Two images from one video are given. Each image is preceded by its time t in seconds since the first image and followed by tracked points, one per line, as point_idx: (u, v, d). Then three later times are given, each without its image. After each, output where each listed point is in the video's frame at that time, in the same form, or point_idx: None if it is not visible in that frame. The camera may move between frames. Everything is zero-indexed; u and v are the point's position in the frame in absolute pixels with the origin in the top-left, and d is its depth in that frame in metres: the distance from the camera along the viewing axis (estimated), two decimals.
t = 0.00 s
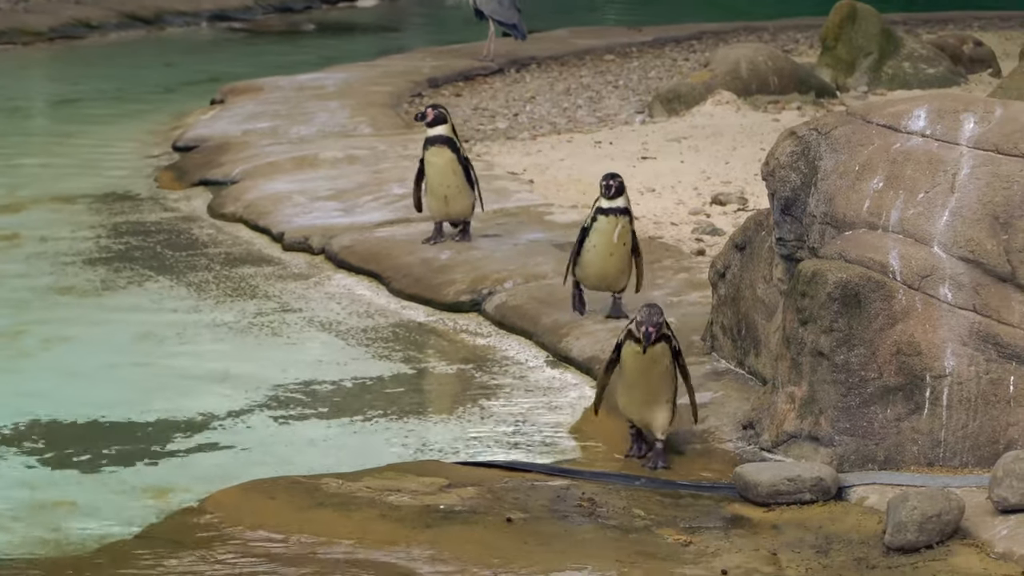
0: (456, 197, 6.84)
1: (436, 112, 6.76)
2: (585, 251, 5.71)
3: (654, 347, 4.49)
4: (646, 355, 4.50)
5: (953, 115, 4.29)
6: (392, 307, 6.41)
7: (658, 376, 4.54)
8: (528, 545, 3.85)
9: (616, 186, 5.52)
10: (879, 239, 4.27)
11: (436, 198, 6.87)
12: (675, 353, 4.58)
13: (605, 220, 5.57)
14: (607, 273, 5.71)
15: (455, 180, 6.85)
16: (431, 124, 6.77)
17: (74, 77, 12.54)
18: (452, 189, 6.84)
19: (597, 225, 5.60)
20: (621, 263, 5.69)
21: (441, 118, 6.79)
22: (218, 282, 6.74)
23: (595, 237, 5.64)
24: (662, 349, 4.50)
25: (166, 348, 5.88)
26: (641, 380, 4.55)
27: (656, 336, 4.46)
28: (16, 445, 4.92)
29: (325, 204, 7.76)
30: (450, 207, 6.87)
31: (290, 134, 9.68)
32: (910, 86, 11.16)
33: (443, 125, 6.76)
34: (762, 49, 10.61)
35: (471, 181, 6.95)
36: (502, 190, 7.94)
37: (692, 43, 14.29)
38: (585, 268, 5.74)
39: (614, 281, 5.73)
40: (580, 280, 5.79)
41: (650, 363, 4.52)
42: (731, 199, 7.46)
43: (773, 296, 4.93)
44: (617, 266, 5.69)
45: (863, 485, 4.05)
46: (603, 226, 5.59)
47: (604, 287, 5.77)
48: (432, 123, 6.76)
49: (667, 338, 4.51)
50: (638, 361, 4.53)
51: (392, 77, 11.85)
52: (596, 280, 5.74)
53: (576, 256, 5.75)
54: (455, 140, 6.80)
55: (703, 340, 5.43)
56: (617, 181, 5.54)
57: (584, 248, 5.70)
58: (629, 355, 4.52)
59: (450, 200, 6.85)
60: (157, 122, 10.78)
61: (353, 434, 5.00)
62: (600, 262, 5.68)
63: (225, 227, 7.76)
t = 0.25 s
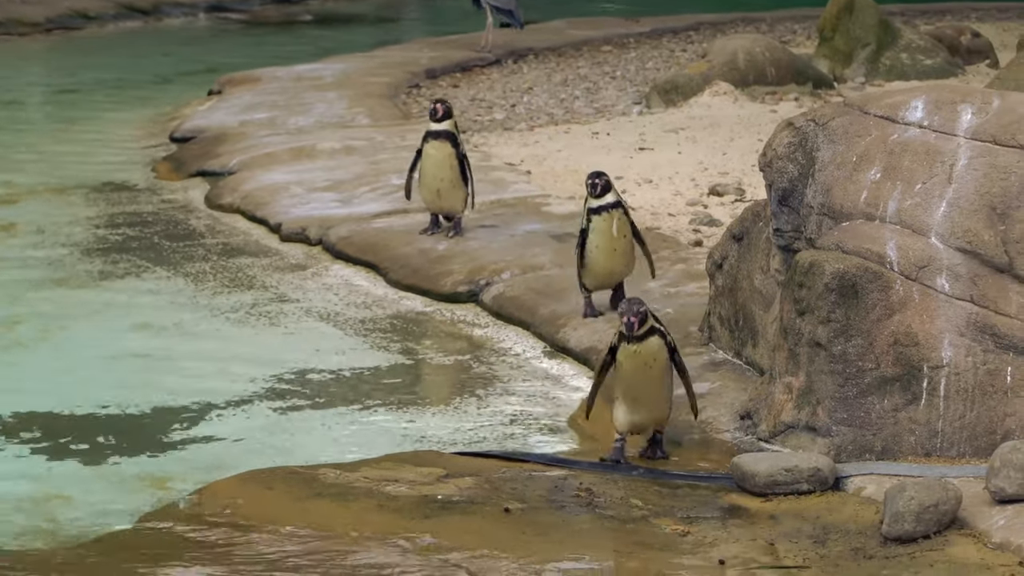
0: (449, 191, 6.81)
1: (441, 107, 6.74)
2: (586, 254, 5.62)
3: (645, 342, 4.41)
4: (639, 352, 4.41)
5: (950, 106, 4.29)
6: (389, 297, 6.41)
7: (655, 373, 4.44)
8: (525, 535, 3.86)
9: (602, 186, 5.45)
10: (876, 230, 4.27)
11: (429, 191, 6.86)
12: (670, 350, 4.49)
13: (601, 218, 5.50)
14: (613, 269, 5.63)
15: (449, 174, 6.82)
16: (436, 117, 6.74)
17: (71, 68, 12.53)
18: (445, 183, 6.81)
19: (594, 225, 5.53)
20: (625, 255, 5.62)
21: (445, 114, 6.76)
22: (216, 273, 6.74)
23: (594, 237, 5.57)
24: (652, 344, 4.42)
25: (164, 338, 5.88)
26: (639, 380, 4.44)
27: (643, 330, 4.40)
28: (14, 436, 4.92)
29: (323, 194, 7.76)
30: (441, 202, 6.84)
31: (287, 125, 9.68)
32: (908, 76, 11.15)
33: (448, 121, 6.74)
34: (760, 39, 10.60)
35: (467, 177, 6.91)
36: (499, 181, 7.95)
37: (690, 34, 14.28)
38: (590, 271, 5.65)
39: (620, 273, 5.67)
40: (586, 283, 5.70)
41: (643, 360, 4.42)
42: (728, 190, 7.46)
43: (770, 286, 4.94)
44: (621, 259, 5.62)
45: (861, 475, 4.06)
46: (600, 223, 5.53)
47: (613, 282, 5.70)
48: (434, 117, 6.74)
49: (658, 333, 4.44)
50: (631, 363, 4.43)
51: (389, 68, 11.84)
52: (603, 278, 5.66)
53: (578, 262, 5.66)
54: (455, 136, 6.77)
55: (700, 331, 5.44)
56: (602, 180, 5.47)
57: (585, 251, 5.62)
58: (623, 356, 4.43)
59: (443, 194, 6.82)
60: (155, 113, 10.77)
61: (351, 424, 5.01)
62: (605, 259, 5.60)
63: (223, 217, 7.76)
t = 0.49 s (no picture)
0: (454, 174, 6.75)
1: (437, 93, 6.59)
2: (590, 234, 5.52)
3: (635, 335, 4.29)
4: (627, 344, 4.29)
5: (946, 87, 4.28)
6: (385, 278, 6.40)
7: (639, 367, 4.32)
8: (520, 516, 3.85)
9: (623, 169, 5.30)
10: (871, 211, 4.26)
11: (435, 176, 6.74)
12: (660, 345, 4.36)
13: (609, 203, 5.38)
14: (610, 258, 5.51)
15: (454, 158, 6.76)
16: (434, 105, 6.60)
17: (66, 49, 12.49)
18: (451, 167, 6.75)
19: (601, 208, 5.42)
20: (625, 248, 5.48)
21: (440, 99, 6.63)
22: (211, 254, 6.72)
23: (599, 220, 5.45)
24: (643, 338, 4.29)
25: (158, 319, 5.87)
26: (622, 371, 4.33)
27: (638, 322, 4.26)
28: (8, 417, 4.91)
29: (318, 175, 7.74)
30: (447, 186, 6.77)
31: (283, 106, 9.65)
32: (903, 57, 11.12)
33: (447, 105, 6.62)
34: (756, 20, 10.58)
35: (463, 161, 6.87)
36: (495, 162, 7.93)
37: (686, 15, 14.24)
38: (590, 252, 5.55)
39: (617, 265, 5.53)
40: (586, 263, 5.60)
41: (628, 353, 4.30)
42: (723, 171, 7.45)
43: (765, 267, 4.94)
44: (620, 251, 5.48)
45: (856, 456, 4.06)
46: (605, 208, 5.40)
47: (610, 272, 5.57)
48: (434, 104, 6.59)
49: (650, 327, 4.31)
50: (617, 351, 4.32)
51: (385, 49, 11.81)
52: (601, 264, 5.55)
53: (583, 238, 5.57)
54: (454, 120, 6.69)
55: (695, 311, 5.44)
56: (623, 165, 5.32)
57: (589, 231, 5.51)
58: (610, 344, 4.32)
59: (448, 178, 6.75)
60: (150, 94, 10.74)
61: (346, 405, 5.00)
62: (604, 245, 5.49)
63: (218, 198, 7.74)
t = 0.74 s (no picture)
0: (442, 157, 6.72)
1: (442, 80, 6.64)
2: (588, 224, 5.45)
3: (642, 315, 4.23)
4: (634, 326, 4.23)
5: (937, 64, 4.28)
6: (377, 255, 6.39)
7: (648, 348, 4.26)
8: (512, 493, 3.86)
9: (603, 153, 5.34)
10: (863, 187, 4.25)
11: (421, 156, 6.73)
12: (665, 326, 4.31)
13: (602, 185, 5.38)
14: (615, 240, 5.47)
15: (444, 141, 6.74)
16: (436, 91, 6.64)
17: (57, 26, 12.44)
18: (440, 149, 6.72)
19: (595, 193, 5.40)
20: (627, 225, 5.48)
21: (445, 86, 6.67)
22: (203, 231, 6.71)
23: (596, 206, 5.42)
24: (650, 318, 4.24)
25: (150, 296, 5.86)
26: (631, 355, 4.26)
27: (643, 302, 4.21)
28: None
29: (310, 152, 7.73)
30: (434, 168, 6.73)
31: (274, 83, 9.62)
32: (895, 34, 11.10)
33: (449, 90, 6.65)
34: None
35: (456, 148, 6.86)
36: (487, 139, 7.92)
37: None
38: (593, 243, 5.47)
39: (622, 247, 5.50)
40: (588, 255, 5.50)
41: (637, 335, 4.24)
42: (715, 148, 7.44)
43: (757, 244, 4.94)
44: (623, 230, 5.46)
45: (848, 432, 4.06)
46: (600, 191, 5.40)
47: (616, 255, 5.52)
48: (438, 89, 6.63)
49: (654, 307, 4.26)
50: (624, 335, 4.24)
51: (376, 26, 11.78)
52: (607, 251, 5.48)
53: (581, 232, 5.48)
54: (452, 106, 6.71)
55: (687, 289, 5.44)
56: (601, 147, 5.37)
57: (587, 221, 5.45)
58: (616, 328, 4.25)
59: (436, 160, 6.72)
60: (141, 71, 10.70)
61: (338, 382, 5.00)
62: (607, 228, 5.44)
63: (210, 175, 7.73)
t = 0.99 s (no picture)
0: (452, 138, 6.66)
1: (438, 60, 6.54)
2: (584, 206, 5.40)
3: (640, 309, 4.12)
4: (632, 318, 4.12)
5: (935, 44, 4.26)
6: (374, 237, 6.38)
7: (645, 343, 4.15)
8: (509, 474, 3.86)
9: (615, 141, 5.19)
10: (860, 168, 4.26)
11: (430, 139, 6.64)
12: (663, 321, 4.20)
13: (601, 172, 5.27)
14: (606, 230, 5.38)
15: (451, 121, 6.68)
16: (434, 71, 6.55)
17: (53, 7, 12.41)
18: (448, 130, 6.65)
19: (594, 178, 5.31)
20: (621, 217, 5.37)
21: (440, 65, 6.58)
22: (200, 212, 6.70)
23: (592, 191, 5.34)
24: (648, 311, 4.12)
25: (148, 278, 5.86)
26: (628, 349, 4.15)
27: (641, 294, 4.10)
28: None
29: (307, 134, 7.71)
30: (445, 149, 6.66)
31: (271, 65, 9.60)
32: (892, 15, 11.08)
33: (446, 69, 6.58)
34: None
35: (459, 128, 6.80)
36: (483, 120, 7.90)
37: None
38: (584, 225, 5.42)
39: (613, 238, 5.41)
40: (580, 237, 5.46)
41: (636, 329, 4.13)
42: (713, 129, 7.43)
43: (755, 225, 4.93)
44: (616, 222, 5.37)
45: (845, 413, 4.06)
46: (598, 178, 5.30)
47: (606, 245, 5.44)
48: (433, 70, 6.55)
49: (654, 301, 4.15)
50: (621, 328, 4.14)
51: (373, 7, 11.75)
52: (597, 238, 5.41)
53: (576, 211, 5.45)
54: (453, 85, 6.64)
55: (685, 270, 5.44)
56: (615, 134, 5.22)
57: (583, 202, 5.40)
58: (613, 321, 4.14)
59: (446, 141, 6.66)
60: (138, 53, 10.67)
61: (335, 363, 5.00)
62: (598, 217, 5.37)
63: (207, 157, 7.71)
